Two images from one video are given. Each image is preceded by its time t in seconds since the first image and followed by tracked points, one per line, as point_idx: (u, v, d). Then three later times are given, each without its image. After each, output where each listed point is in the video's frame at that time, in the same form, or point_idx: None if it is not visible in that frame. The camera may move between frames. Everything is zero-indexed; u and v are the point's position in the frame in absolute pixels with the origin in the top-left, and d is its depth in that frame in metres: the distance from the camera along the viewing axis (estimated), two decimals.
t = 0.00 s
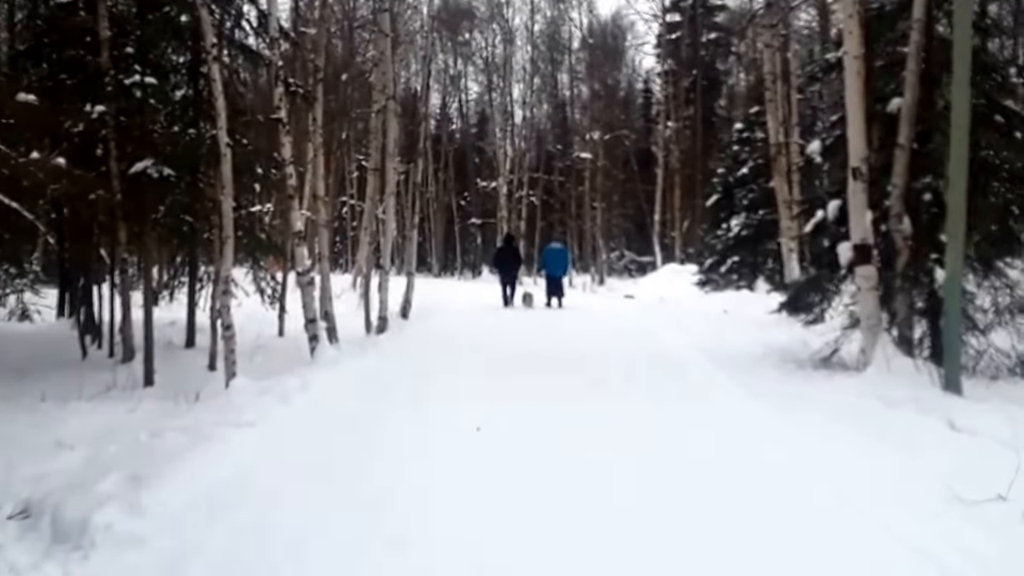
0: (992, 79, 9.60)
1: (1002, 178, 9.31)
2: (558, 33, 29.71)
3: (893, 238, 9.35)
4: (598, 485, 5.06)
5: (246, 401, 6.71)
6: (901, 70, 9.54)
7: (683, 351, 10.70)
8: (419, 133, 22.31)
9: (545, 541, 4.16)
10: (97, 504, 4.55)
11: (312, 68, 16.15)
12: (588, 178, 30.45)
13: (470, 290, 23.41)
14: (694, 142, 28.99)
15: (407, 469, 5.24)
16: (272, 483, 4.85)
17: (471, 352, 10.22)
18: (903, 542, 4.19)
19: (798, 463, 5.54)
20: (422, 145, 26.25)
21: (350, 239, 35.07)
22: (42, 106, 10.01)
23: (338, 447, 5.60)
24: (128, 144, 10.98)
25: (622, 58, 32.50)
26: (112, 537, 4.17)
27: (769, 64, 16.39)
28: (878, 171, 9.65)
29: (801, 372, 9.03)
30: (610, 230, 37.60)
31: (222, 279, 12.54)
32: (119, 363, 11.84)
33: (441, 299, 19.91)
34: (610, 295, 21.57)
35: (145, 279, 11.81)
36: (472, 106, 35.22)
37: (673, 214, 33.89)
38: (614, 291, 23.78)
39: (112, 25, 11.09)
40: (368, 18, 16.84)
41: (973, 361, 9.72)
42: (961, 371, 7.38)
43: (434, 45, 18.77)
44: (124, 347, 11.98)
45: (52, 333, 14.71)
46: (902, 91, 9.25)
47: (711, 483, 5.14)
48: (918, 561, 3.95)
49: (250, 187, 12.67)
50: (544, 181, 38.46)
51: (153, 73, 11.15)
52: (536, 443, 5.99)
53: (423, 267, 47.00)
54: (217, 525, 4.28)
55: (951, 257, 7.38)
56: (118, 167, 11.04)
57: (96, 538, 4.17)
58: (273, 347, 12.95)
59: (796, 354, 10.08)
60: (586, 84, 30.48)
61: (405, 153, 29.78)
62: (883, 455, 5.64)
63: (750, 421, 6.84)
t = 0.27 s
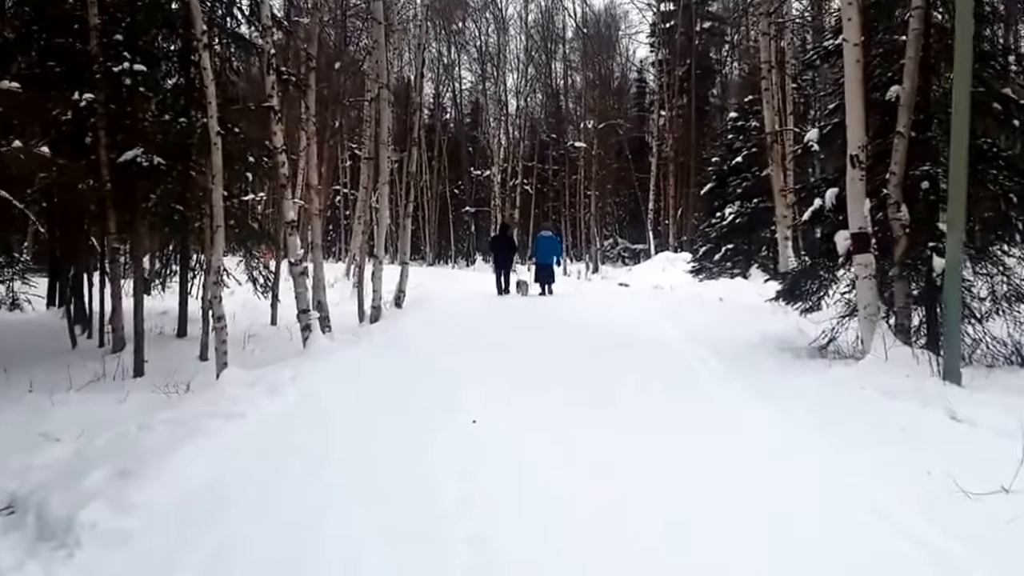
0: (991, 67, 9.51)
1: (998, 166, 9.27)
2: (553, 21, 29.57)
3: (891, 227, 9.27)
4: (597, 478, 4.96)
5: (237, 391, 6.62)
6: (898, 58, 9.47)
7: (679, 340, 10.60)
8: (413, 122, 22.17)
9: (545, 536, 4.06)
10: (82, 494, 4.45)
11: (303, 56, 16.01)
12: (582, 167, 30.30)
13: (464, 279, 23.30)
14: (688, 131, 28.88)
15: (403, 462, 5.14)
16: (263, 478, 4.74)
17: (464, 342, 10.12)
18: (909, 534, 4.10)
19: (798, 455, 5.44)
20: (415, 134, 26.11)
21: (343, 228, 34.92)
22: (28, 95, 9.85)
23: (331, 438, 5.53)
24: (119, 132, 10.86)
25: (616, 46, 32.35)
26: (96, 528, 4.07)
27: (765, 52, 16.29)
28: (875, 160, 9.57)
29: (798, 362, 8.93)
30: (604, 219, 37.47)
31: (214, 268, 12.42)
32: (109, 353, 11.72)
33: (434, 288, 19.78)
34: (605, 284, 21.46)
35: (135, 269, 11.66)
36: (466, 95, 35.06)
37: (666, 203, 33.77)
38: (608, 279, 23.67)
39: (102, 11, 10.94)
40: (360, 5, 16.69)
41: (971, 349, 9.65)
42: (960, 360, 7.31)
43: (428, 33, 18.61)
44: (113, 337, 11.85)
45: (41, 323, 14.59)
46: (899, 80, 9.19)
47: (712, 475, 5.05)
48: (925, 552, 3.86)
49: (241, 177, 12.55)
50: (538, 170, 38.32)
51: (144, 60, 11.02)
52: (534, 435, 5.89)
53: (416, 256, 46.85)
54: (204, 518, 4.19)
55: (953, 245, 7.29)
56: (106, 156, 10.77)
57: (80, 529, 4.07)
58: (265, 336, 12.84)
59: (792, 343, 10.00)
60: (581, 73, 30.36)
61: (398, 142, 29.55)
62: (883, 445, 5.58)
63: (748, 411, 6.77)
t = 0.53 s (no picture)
0: (990, 54, 9.44)
1: (997, 154, 9.20)
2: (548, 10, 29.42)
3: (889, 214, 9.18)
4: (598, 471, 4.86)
5: (230, 382, 6.54)
6: (897, 45, 9.40)
7: (677, 329, 10.52)
8: (409, 111, 22.05)
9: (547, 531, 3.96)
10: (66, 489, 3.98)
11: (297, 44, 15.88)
12: (578, 156, 30.17)
13: (460, 269, 23.18)
14: (684, 120, 28.75)
15: (398, 455, 5.03)
16: (256, 470, 4.61)
17: (460, 331, 10.04)
18: (921, 526, 4.00)
19: (801, 447, 5.35)
20: (410, 123, 25.97)
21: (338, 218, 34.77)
22: (18, 81, 9.73)
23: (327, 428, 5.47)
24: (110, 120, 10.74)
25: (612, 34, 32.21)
26: (82, 526, 3.61)
27: (762, 41, 16.20)
28: (874, 148, 9.50)
29: (797, 351, 8.85)
30: (600, 209, 37.36)
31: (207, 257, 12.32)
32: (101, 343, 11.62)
33: (429, 278, 19.68)
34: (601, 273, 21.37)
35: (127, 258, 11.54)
36: (461, 84, 34.91)
37: (662, 192, 33.65)
38: (604, 268, 23.58)
39: None
40: None
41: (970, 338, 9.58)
42: (960, 348, 7.24)
43: (423, 22, 18.47)
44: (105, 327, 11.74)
45: (33, 313, 14.47)
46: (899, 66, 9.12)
47: (714, 468, 4.95)
48: (939, 545, 3.77)
49: (235, 166, 12.45)
50: (533, 159, 38.21)
51: (136, 48, 10.91)
52: (530, 425, 5.83)
53: (411, 246, 46.71)
54: (200, 513, 3.90)
55: (953, 232, 7.21)
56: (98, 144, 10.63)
57: (64, 526, 3.60)
58: (259, 326, 12.74)
59: (790, 332, 9.93)
60: (577, 62, 30.23)
61: (393, 131, 29.38)
62: (885, 434, 5.52)
63: (747, 401, 6.70)
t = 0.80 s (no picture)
0: (991, 42, 9.35)
1: (999, 143, 9.11)
2: None
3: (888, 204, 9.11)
4: (600, 468, 4.80)
5: (223, 375, 6.45)
6: (897, 33, 9.30)
7: (676, 319, 10.43)
8: (405, 100, 21.91)
9: (550, 531, 3.90)
10: (51, 492, 3.95)
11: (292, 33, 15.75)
12: (575, 145, 30.04)
13: (457, 258, 23.07)
14: (680, 109, 28.63)
15: (398, 451, 4.97)
16: (253, 468, 4.54)
17: (456, 323, 9.95)
18: (928, 526, 3.95)
19: (805, 443, 5.28)
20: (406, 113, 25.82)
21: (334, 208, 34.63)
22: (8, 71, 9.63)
23: (321, 424, 5.41)
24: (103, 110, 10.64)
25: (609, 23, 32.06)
26: (64, 532, 3.58)
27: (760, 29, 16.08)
28: (873, 137, 9.42)
29: (796, 342, 8.77)
30: (597, 198, 37.24)
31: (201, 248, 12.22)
32: (95, 335, 11.52)
33: (426, 268, 19.58)
34: (598, 263, 21.27)
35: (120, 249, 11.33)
36: (457, 74, 34.74)
37: (659, 181, 33.53)
38: (601, 258, 23.48)
39: None
40: None
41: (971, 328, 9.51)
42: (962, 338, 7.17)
43: (419, 10, 18.35)
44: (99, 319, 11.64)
45: (27, 304, 14.37)
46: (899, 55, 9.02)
47: (719, 464, 4.90)
48: (945, 547, 3.71)
49: (230, 156, 12.35)
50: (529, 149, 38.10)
51: (128, 37, 10.81)
52: (527, 419, 5.78)
53: (408, 236, 46.57)
54: (188, 516, 3.86)
55: (954, 224, 7.13)
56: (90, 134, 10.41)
57: (46, 532, 3.56)
58: (254, 317, 12.64)
59: (790, 323, 9.85)
60: (573, 51, 30.09)
61: (389, 120, 29.24)
62: (887, 428, 5.46)
63: (747, 393, 6.63)
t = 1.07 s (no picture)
0: (999, 34, 9.22)
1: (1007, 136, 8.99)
2: None
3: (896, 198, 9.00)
4: (603, 468, 4.70)
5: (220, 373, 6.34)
6: (904, 25, 9.17)
7: (679, 315, 10.31)
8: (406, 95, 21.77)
9: (551, 534, 3.79)
10: (35, 496, 3.85)
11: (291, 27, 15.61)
12: (576, 140, 29.90)
13: (458, 254, 22.95)
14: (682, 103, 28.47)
15: (397, 451, 4.86)
16: (247, 469, 4.43)
17: (457, 319, 9.84)
18: (939, 530, 3.84)
19: (812, 441, 5.17)
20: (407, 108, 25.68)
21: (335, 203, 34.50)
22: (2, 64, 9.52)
23: (317, 423, 5.31)
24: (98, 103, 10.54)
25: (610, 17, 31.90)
26: (47, 537, 3.47)
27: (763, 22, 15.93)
28: (880, 131, 9.29)
29: (801, 337, 8.66)
30: (598, 193, 37.10)
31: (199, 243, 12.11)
32: (91, 331, 11.41)
33: (426, 263, 19.46)
34: (600, 258, 21.14)
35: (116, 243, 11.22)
36: (458, 68, 34.58)
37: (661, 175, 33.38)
38: (604, 253, 23.35)
39: None
40: None
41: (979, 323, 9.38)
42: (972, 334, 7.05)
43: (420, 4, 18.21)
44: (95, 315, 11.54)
45: (25, 300, 14.27)
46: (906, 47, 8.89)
47: (725, 464, 4.79)
48: (956, 552, 3.61)
49: (228, 150, 12.23)
50: (531, 143, 37.97)
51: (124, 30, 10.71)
52: (526, 417, 5.69)
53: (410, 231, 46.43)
54: (178, 519, 3.77)
55: (964, 218, 7.02)
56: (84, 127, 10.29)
57: (28, 538, 3.45)
58: (253, 313, 12.53)
59: (794, 318, 9.72)
60: (575, 45, 29.93)
61: (390, 115, 29.09)
62: (896, 426, 5.35)
63: (752, 391, 6.51)
